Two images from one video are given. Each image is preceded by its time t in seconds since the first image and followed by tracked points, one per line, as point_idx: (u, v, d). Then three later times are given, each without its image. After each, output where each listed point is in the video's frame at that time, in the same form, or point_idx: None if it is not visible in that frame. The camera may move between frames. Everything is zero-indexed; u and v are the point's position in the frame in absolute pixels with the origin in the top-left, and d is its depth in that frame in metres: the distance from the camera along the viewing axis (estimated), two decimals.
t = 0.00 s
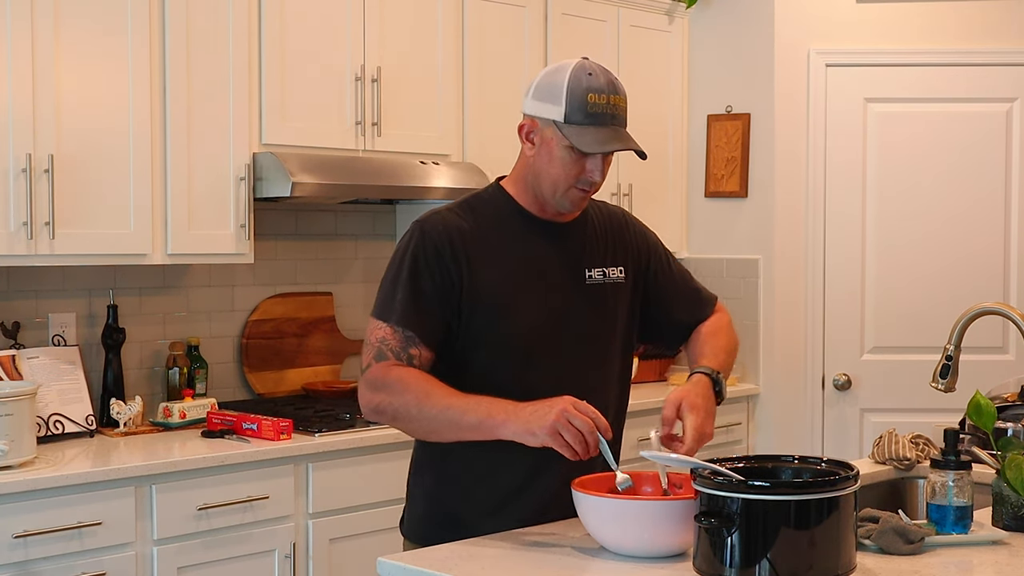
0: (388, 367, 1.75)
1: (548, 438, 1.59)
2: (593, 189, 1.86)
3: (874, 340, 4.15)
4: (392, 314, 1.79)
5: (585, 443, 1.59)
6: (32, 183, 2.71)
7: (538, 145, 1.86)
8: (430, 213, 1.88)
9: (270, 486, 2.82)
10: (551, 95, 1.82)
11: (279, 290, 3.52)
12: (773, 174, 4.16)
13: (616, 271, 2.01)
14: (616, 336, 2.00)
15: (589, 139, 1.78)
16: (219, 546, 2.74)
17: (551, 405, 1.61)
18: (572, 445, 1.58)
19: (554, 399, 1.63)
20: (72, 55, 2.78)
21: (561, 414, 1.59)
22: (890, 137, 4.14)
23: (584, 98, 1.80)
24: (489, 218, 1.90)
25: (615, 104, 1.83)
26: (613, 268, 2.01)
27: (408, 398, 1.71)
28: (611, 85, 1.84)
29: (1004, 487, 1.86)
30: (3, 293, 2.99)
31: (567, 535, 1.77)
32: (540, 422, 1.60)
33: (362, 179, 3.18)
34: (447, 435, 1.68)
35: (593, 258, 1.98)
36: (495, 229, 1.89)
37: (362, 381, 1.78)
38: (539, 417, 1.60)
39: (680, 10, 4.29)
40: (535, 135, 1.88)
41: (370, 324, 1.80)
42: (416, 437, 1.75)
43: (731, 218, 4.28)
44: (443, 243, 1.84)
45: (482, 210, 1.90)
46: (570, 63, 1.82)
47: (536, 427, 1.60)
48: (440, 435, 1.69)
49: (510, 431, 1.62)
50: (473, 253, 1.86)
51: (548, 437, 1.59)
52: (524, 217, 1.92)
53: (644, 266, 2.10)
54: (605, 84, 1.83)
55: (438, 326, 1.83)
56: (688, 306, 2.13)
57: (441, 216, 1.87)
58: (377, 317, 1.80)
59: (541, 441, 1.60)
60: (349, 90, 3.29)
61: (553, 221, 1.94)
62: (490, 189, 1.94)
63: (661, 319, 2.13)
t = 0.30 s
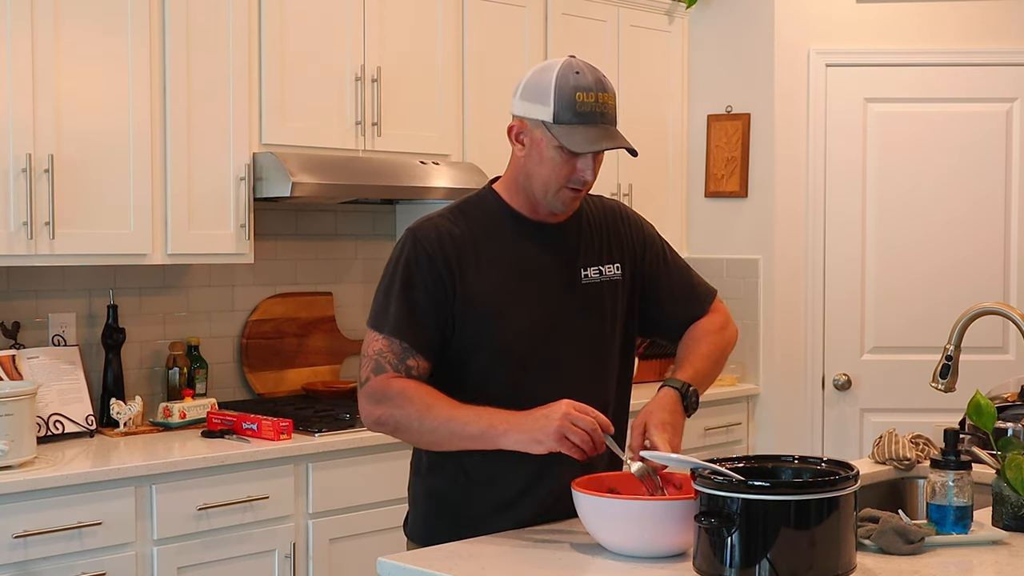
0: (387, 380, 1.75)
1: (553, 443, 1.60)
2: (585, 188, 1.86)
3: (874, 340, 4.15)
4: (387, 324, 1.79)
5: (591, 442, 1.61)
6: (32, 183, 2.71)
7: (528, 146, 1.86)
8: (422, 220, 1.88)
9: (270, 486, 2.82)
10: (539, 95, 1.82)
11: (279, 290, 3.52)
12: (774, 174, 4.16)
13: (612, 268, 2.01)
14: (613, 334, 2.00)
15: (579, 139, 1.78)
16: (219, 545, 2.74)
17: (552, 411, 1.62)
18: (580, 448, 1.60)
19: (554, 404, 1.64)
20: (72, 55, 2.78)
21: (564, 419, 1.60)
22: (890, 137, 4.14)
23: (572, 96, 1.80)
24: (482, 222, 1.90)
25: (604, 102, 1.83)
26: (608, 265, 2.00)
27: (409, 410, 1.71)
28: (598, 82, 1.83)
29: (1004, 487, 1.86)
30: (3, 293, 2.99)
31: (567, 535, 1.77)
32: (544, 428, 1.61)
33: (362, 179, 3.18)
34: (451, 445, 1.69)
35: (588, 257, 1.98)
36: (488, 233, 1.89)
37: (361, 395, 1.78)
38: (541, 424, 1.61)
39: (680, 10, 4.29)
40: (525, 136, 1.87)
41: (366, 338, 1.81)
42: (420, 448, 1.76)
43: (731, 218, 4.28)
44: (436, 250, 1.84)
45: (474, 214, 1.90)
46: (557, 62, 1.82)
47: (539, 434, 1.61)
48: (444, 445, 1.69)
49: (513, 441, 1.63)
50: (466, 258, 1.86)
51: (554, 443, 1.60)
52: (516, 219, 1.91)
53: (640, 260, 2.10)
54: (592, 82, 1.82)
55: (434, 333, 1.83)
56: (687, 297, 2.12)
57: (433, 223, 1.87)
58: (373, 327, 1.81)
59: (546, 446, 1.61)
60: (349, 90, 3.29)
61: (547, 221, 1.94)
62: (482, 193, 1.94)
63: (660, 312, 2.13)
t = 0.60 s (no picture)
0: (386, 381, 1.75)
1: (541, 456, 1.57)
2: (577, 189, 1.86)
3: (874, 340, 4.15)
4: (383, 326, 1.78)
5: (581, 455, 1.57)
6: (32, 182, 2.71)
7: (520, 148, 1.86)
8: (419, 220, 1.88)
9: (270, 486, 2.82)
10: (530, 97, 1.82)
11: (279, 290, 3.52)
12: (773, 174, 4.16)
13: (611, 267, 2.01)
14: (612, 332, 2.00)
15: (569, 141, 1.79)
16: (219, 545, 2.74)
17: (543, 422, 1.59)
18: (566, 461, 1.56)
19: (548, 415, 1.61)
20: (72, 55, 2.78)
21: (552, 432, 1.57)
22: (890, 137, 4.14)
23: (562, 98, 1.80)
24: (479, 222, 1.89)
25: (594, 103, 1.83)
26: (606, 264, 2.00)
27: (407, 414, 1.70)
28: (589, 83, 1.83)
29: (1004, 487, 1.86)
30: (3, 293, 2.99)
31: (567, 535, 1.77)
32: (534, 440, 1.58)
33: (362, 179, 3.18)
34: (447, 451, 1.67)
35: (586, 256, 1.98)
36: (485, 233, 1.89)
37: (363, 397, 1.78)
38: (533, 436, 1.58)
39: (680, 10, 4.29)
40: (517, 137, 1.87)
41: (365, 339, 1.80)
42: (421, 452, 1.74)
43: (731, 218, 4.28)
44: (433, 250, 1.84)
45: (471, 214, 1.90)
46: (548, 63, 1.82)
47: (528, 446, 1.58)
48: (439, 451, 1.67)
49: (506, 451, 1.60)
50: (464, 258, 1.86)
51: (541, 455, 1.57)
52: (511, 219, 1.91)
53: (640, 257, 2.10)
54: (583, 83, 1.82)
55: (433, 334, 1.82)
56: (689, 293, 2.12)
57: (429, 224, 1.86)
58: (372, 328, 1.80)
59: (535, 457, 1.58)
60: (349, 90, 3.29)
61: (542, 222, 1.93)
62: (479, 194, 1.94)
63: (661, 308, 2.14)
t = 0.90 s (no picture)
0: (416, 381, 1.73)
1: (580, 478, 1.60)
2: (577, 186, 1.86)
3: (874, 340, 4.15)
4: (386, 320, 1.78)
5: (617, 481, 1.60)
6: (32, 182, 2.71)
7: (520, 144, 1.86)
8: (421, 216, 1.88)
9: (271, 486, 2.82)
10: (531, 93, 1.82)
11: (279, 290, 3.52)
12: (773, 174, 4.16)
13: (610, 266, 2.01)
14: (611, 331, 2.01)
15: (570, 137, 1.78)
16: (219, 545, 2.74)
17: (584, 443, 1.61)
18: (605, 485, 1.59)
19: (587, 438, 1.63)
20: (72, 56, 2.78)
21: (593, 455, 1.60)
22: (890, 136, 4.14)
23: (563, 95, 1.79)
24: (479, 220, 1.90)
25: (595, 100, 1.82)
26: (605, 263, 2.00)
27: (441, 419, 1.69)
28: (590, 80, 1.83)
29: (1005, 488, 1.86)
30: (3, 293, 2.99)
31: (567, 535, 1.77)
32: (576, 461, 1.60)
33: (362, 179, 3.18)
34: (477, 461, 1.67)
35: (586, 254, 1.98)
36: (486, 230, 1.89)
37: (388, 393, 1.76)
38: (574, 457, 1.60)
39: (680, 10, 4.29)
40: (517, 134, 1.87)
41: (387, 336, 1.78)
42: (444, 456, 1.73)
43: (731, 218, 4.28)
44: (435, 245, 1.84)
45: (472, 212, 1.90)
46: (549, 60, 1.81)
47: (568, 467, 1.60)
48: (470, 459, 1.67)
49: (544, 470, 1.62)
50: (465, 255, 1.86)
51: (580, 477, 1.59)
52: (512, 217, 1.91)
53: (637, 256, 2.11)
54: (584, 80, 1.82)
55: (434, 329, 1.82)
56: (687, 291, 2.12)
57: (430, 220, 1.86)
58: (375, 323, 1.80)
59: (572, 479, 1.60)
60: (349, 90, 3.29)
61: (543, 219, 1.93)
62: (479, 192, 1.94)
63: (660, 306, 2.14)
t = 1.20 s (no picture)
0: (388, 366, 1.72)
1: (547, 443, 1.55)
2: (586, 187, 1.86)
3: (873, 340, 4.15)
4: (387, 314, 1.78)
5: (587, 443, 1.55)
6: (32, 183, 2.71)
7: (530, 144, 1.86)
8: (425, 212, 1.89)
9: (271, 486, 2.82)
10: (543, 94, 1.83)
11: (279, 290, 3.52)
12: (773, 174, 4.16)
13: (613, 268, 2.01)
14: (613, 332, 2.00)
15: (581, 138, 1.79)
16: (219, 545, 2.74)
17: (550, 408, 1.57)
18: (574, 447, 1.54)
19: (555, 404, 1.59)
20: (72, 56, 2.78)
21: (560, 419, 1.55)
22: (890, 136, 4.14)
23: (576, 96, 1.80)
24: (484, 217, 1.90)
25: (606, 102, 1.83)
26: (609, 265, 2.00)
27: (412, 401, 1.68)
28: (602, 82, 1.84)
29: (1004, 487, 1.86)
30: (3, 293, 2.99)
31: (567, 535, 1.77)
32: (541, 427, 1.56)
33: (362, 179, 3.18)
34: (450, 440, 1.65)
35: (589, 255, 1.98)
36: (489, 228, 1.89)
37: (363, 383, 1.76)
38: (539, 424, 1.57)
39: (680, 10, 4.29)
40: (527, 134, 1.87)
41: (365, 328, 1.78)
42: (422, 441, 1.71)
43: (731, 219, 4.28)
44: (438, 241, 1.84)
45: (477, 210, 1.91)
46: (562, 61, 1.82)
47: (536, 433, 1.57)
48: (444, 439, 1.65)
49: (511, 439, 1.59)
50: (468, 251, 1.86)
51: (549, 442, 1.55)
52: (518, 217, 1.92)
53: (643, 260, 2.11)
54: (596, 81, 1.83)
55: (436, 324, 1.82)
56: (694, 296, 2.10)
57: (435, 216, 1.87)
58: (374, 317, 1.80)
59: (540, 446, 1.56)
60: (349, 90, 3.29)
61: (549, 220, 1.94)
62: (485, 189, 1.94)
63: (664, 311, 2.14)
